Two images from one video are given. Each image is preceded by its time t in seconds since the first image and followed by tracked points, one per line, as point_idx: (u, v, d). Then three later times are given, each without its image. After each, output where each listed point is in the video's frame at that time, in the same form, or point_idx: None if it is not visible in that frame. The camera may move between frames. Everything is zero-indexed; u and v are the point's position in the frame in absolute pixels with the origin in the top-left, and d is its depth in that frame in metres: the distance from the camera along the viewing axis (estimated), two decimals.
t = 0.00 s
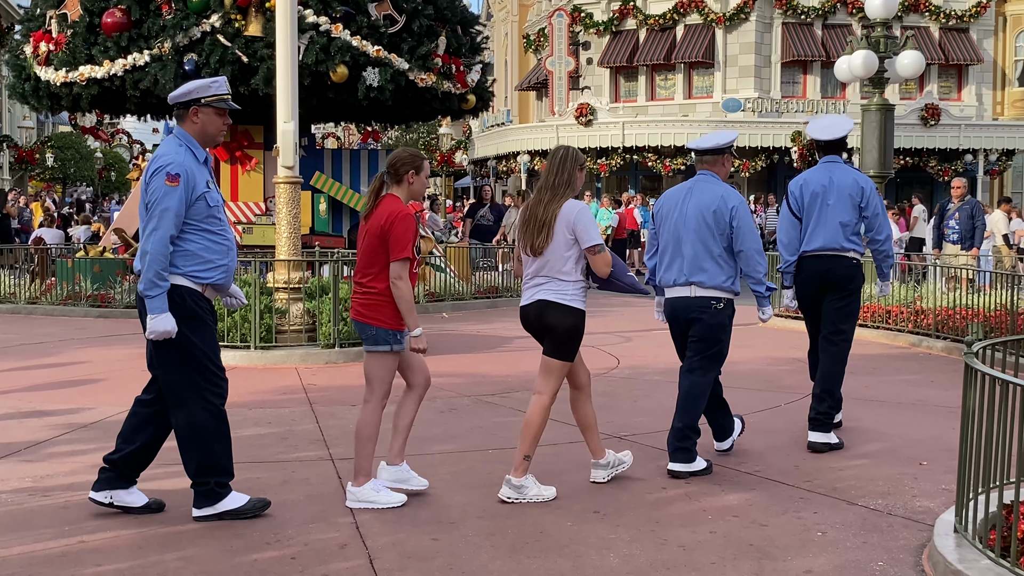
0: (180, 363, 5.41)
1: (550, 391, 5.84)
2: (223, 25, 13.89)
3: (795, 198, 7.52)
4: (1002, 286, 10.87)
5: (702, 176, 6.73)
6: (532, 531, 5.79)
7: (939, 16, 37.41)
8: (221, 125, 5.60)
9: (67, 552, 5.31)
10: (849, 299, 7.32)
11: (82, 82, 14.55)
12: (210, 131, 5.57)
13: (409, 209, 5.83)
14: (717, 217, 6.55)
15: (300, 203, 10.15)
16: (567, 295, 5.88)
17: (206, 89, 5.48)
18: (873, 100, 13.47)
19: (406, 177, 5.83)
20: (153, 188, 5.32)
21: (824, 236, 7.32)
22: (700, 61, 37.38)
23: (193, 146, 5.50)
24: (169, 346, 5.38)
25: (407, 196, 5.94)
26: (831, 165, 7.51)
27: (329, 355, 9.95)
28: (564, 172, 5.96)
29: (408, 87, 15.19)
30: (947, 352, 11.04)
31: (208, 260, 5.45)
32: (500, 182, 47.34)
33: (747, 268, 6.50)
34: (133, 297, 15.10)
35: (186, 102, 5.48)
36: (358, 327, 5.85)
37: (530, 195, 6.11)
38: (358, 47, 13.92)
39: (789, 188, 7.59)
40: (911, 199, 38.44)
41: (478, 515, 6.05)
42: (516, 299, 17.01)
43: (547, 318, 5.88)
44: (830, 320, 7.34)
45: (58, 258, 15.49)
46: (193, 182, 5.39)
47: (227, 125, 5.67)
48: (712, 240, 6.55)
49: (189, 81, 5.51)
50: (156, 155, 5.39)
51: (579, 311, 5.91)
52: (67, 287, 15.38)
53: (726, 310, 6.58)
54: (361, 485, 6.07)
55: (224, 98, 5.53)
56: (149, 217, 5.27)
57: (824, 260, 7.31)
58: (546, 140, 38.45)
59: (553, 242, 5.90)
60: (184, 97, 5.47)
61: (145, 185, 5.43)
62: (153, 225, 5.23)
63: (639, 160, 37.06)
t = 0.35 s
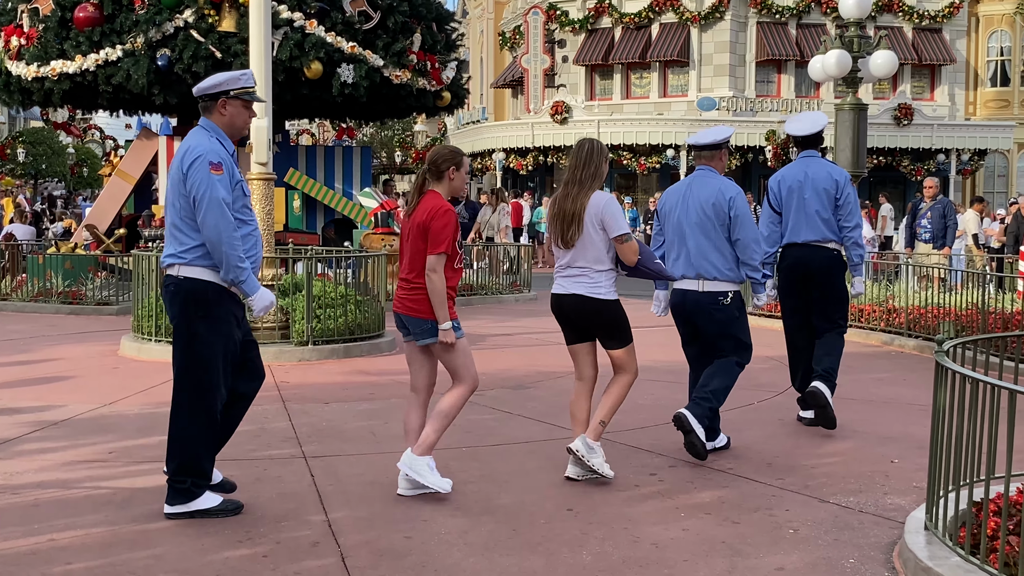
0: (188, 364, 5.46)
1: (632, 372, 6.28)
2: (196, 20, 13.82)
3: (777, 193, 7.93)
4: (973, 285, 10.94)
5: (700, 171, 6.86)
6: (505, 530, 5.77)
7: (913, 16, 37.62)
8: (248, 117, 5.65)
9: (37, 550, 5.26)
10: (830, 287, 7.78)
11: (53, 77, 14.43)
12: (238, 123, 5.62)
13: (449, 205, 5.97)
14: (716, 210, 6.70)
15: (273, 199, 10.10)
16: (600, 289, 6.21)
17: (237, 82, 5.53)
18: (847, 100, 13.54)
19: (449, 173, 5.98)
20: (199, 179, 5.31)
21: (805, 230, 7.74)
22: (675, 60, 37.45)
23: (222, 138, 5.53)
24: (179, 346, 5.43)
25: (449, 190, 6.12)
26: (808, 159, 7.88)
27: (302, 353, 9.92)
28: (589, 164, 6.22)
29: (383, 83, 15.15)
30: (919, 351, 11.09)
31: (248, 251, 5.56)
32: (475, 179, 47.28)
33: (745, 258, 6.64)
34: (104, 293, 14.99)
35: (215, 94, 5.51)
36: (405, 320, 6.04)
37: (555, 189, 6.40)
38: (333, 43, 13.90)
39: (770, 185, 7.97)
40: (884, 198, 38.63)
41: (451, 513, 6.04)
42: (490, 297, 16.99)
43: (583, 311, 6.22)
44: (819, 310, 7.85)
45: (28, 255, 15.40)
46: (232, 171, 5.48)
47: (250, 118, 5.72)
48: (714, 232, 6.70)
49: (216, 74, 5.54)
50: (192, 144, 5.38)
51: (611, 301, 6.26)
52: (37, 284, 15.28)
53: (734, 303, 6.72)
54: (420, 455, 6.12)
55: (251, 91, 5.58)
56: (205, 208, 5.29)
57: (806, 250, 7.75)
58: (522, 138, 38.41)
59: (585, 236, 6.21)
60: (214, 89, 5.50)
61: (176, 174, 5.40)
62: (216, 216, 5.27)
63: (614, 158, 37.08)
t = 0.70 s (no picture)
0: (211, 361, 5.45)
1: (601, 373, 6.39)
2: (171, 15, 13.93)
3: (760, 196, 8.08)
4: (945, 284, 11.02)
5: (706, 174, 7.15)
6: (480, 528, 5.77)
7: (887, 17, 37.83)
8: (276, 118, 5.69)
9: (8, 548, 5.23)
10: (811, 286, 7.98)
11: (26, 73, 14.35)
12: (266, 124, 5.65)
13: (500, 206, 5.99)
14: (720, 211, 7.00)
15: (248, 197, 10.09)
16: (634, 290, 6.37)
17: (267, 82, 5.54)
18: (822, 99, 13.61)
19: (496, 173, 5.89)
20: (240, 178, 5.35)
21: (788, 232, 7.90)
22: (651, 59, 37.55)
23: (251, 139, 5.58)
24: (205, 345, 5.41)
25: (493, 191, 6.03)
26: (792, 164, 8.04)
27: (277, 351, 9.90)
28: (618, 170, 6.38)
29: (359, 81, 15.14)
30: (892, 350, 11.16)
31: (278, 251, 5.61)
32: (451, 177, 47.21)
33: (747, 258, 6.95)
34: (78, 290, 14.89)
35: (246, 94, 5.52)
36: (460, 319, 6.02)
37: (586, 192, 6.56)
38: (308, 40, 13.93)
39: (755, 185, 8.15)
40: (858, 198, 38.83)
41: (425, 511, 6.04)
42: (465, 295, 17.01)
43: (614, 311, 6.36)
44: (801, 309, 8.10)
45: None
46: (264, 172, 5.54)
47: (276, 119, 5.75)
48: (718, 232, 7.01)
49: (246, 75, 5.55)
50: (228, 144, 5.42)
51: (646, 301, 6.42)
52: (10, 280, 15.19)
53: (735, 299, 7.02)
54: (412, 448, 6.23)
55: (279, 92, 5.62)
56: (244, 208, 5.32)
57: (791, 251, 7.88)
58: (498, 136, 38.38)
59: (614, 238, 6.37)
60: (246, 90, 5.51)
61: (210, 173, 5.41)
62: (259, 215, 5.32)
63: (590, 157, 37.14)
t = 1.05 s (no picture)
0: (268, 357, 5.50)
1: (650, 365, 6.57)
2: (148, 13, 13.78)
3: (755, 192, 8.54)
4: (921, 285, 11.10)
5: (720, 172, 7.53)
6: (457, 528, 5.77)
7: (864, 18, 37.96)
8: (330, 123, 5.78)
9: None
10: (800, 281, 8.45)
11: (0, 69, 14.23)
12: (321, 129, 5.75)
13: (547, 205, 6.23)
14: (737, 210, 7.43)
15: (224, 195, 10.09)
16: (658, 278, 6.53)
17: (322, 88, 5.66)
18: (799, 101, 13.66)
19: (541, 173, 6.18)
20: (301, 183, 5.42)
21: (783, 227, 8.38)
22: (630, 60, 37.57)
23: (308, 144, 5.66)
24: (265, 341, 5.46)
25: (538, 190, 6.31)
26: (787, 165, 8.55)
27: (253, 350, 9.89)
28: (646, 166, 6.60)
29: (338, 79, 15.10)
30: (868, 350, 11.23)
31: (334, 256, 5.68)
32: (431, 176, 47.06)
33: (760, 256, 7.43)
34: (53, 289, 14.86)
35: (302, 100, 5.64)
36: (505, 315, 6.19)
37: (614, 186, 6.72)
38: (287, 38, 13.86)
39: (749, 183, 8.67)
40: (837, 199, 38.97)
41: (402, 510, 6.03)
42: (444, 294, 17.00)
43: (638, 298, 6.52)
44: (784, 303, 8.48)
45: None
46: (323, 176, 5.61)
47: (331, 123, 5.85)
48: (733, 229, 7.42)
49: (303, 81, 5.65)
50: (290, 150, 5.49)
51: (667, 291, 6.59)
52: None
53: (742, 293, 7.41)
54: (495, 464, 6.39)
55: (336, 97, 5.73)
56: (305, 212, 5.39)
57: (786, 245, 8.36)
58: (477, 135, 38.30)
59: (647, 230, 6.54)
60: (303, 95, 5.62)
61: (272, 177, 5.48)
62: (318, 220, 5.40)
63: (569, 157, 37.16)
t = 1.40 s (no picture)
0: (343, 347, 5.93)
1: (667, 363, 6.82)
2: (133, 12, 13.73)
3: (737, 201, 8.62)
4: (906, 286, 11.15)
5: (718, 178, 7.74)
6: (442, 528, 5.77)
7: (850, 20, 38.08)
8: (389, 123, 6.01)
9: None
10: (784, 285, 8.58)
11: None
12: (382, 128, 5.98)
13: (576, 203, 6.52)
14: (741, 213, 7.64)
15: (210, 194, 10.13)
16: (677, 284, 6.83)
17: (383, 88, 5.88)
18: (784, 102, 13.71)
19: (571, 173, 6.46)
20: (355, 181, 5.61)
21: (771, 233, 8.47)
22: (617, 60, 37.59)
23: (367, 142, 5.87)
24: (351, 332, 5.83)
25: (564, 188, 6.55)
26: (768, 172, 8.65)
27: (238, 350, 9.90)
28: (659, 171, 6.86)
29: (324, 78, 15.07)
30: (852, 351, 11.28)
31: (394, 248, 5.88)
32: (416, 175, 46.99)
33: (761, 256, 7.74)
34: (37, 287, 14.79)
35: (363, 100, 5.86)
36: (541, 309, 6.49)
37: (627, 195, 6.97)
38: (273, 37, 13.82)
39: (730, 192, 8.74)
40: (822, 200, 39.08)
41: (387, 511, 6.02)
42: (430, 294, 16.96)
43: (660, 301, 6.80)
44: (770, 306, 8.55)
45: None
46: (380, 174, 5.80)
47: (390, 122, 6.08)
48: (738, 230, 7.60)
49: (365, 81, 5.87)
50: (348, 149, 5.71)
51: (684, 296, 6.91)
52: None
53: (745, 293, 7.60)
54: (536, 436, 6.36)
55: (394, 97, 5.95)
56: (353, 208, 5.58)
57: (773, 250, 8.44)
58: (464, 135, 38.26)
59: (668, 236, 6.83)
60: (364, 96, 5.84)
61: (331, 174, 5.71)
62: (360, 217, 5.56)
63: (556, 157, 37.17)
